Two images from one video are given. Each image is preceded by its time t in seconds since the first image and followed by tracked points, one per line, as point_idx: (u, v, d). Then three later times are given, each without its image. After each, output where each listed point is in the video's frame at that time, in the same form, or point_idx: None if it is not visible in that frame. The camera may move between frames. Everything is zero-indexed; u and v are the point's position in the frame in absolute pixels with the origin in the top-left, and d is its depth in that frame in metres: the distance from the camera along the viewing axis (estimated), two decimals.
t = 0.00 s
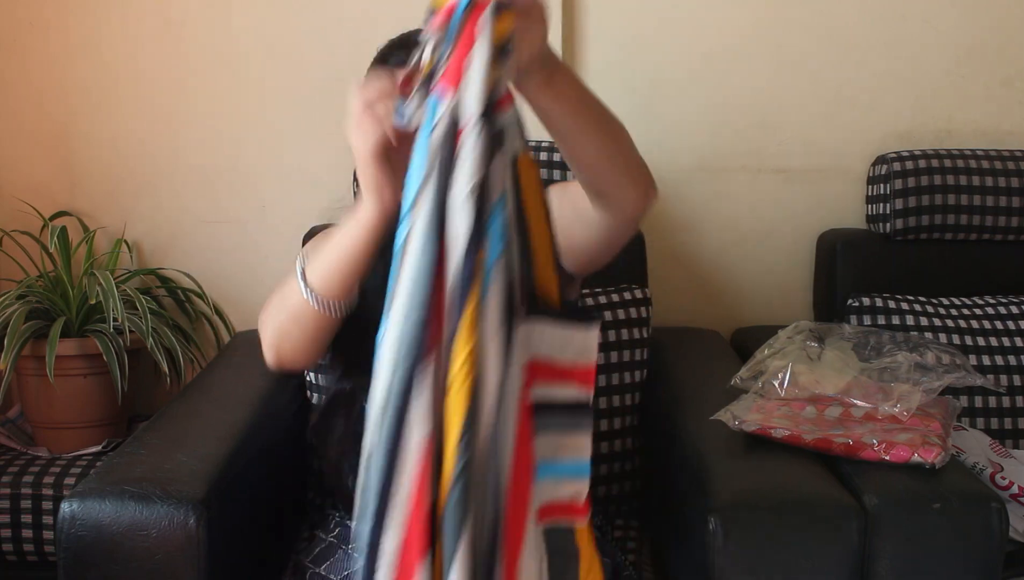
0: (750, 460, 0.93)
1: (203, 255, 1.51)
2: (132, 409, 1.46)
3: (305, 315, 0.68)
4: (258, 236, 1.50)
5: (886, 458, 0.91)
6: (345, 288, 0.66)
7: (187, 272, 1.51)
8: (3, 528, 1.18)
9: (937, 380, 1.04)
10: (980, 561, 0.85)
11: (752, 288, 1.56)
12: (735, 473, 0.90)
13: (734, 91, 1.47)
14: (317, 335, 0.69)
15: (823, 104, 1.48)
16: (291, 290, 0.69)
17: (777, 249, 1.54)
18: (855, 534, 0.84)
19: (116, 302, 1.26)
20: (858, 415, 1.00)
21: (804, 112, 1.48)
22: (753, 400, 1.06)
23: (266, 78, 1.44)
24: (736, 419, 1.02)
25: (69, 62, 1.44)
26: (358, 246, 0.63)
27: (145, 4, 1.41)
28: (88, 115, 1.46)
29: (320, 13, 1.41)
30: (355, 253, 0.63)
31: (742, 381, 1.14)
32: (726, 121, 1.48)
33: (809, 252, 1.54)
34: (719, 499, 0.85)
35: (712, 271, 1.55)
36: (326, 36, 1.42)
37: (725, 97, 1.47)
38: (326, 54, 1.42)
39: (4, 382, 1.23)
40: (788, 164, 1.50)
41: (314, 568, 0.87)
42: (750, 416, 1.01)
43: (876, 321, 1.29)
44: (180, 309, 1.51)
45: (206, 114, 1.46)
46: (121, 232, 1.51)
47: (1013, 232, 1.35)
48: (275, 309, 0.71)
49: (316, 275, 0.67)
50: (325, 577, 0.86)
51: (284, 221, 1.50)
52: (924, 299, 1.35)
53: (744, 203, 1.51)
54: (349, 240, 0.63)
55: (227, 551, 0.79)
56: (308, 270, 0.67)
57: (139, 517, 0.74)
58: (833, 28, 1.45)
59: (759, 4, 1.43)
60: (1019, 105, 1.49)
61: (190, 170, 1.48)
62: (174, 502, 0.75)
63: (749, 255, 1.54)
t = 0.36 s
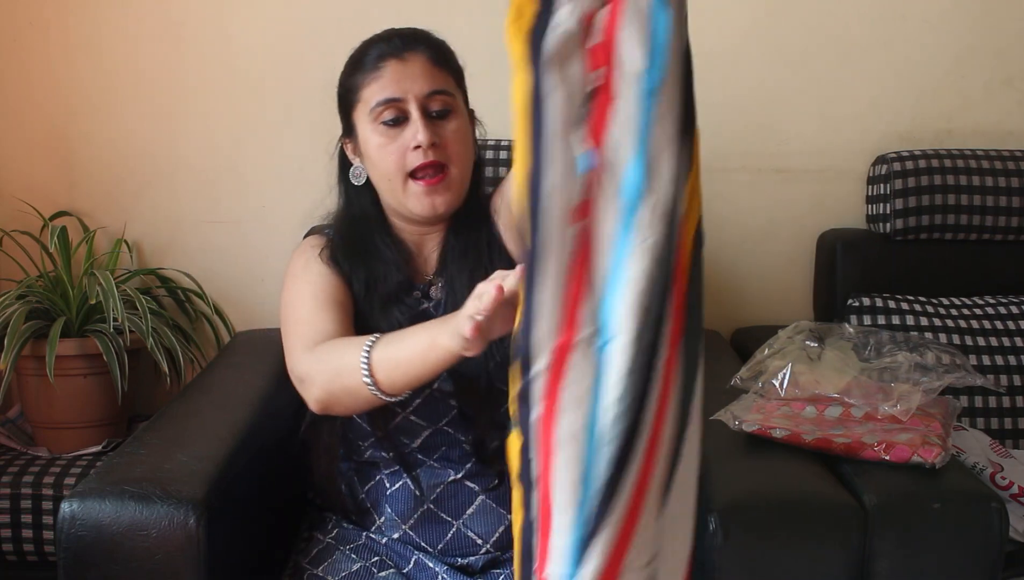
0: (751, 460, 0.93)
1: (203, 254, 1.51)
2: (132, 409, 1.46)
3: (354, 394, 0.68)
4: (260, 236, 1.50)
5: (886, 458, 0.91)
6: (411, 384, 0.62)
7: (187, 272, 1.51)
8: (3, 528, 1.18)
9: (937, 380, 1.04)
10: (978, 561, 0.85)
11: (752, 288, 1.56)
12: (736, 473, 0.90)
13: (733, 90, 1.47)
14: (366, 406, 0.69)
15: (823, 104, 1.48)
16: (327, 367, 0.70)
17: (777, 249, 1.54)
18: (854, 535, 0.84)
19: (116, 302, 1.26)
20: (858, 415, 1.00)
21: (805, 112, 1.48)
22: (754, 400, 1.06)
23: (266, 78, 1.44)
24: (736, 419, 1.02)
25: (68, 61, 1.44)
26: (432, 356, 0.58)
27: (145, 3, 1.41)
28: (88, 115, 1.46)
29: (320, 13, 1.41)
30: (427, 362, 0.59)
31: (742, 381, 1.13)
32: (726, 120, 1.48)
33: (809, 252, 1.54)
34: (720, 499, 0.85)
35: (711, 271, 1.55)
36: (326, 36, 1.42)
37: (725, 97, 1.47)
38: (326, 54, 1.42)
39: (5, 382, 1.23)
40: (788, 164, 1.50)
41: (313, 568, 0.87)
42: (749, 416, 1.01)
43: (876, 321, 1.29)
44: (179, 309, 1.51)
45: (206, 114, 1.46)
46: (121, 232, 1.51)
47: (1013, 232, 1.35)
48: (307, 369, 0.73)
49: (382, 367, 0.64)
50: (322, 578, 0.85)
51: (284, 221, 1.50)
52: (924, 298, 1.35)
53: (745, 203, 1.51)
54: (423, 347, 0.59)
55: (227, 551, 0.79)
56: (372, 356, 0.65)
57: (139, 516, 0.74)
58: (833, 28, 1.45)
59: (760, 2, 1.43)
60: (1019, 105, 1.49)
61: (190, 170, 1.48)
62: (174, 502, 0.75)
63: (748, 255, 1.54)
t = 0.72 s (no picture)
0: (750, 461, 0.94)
1: (203, 254, 1.51)
2: (132, 409, 1.46)
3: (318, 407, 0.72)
4: (261, 235, 1.50)
5: (885, 458, 0.91)
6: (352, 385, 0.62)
7: (187, 272, 1.51)
8: (3, 529, 1.18)
9: (937, 380, 1.04)
10: (978, 561, 0.85)
11: (751, 288, 1.56)
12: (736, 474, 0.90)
13: (733, 91, 1.47)
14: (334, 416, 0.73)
15: (823, 104, 1.48)
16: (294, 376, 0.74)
17: (777, 249, 1.54)
18: (854, 535, 0.85)
19: (115, 302, 1.26)
20: (858, 415, 0.99)
21: (805, 112, 1.48)
22: (753, 400, 1.08)
23: (266, 79, 1.44)
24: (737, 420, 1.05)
25: (68, 61, 1.44)
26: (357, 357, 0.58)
27: (145, 3, 1.41)
28: (88, 115, 1.46)
29: (320, 14, 1.41)
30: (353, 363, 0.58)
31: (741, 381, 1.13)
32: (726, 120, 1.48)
33: (809, 252, 1.54)
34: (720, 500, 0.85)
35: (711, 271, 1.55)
36: (326, 36, 1.42)
37: (725, 97, 1.47)
38: (326, 54, 1.42)
39: (4, 382, 1.23)
40: (788, 164, 1.50)
41: (314, 569, 0.87)
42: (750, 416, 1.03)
43: (876, 321, 1.29)
44: (180, 309, 1.51)
45: (206, 114, 1.46)
46: (121, 232, 1.51)
47: (1013, 232, 1.35)
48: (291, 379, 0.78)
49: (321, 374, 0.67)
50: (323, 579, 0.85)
51: (284, 221, 1.50)
52: (923, 299, 1.35)
53: (744, 203, 1.51)
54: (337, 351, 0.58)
55: (227, 551, 0.79)
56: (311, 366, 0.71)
57: (139, 516, 0.74)
58: (833, 28, 1.45)
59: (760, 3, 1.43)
60: (1019, 105, 1.49)
61: (190, 170, 1.48)
62: (174, 502, 0.75)
63: (748, 255, 1.54)
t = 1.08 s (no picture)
0: (751, 461, 0.94)
1: (203, 254, 1.51)
2: (132, 409, 1.46)
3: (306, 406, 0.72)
4: (260, 236, 1.50)
5: (886, 458, 0.91)
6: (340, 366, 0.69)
7: (187, 272, 1.51)
8: (3, 528, 1.18)
9: (937, 380, 1.04)
10: (978, 561, 0.85)
11: (751, 288, 1.56)
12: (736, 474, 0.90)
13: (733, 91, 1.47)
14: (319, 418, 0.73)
15: (823, 104, 1.48)
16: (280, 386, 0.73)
17: (777, 249, 1.54)
18: (854, 535, 0.85)
19: (115, 302, 1.26)
20: (858, 415, 1.00)
21: (805, 112, 1.48)
22: (753, 399, 1.07)
23: (266, 79, 1.44)
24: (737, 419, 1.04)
25: (68, 61, 1.44)
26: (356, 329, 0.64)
27: (145, 4, 1.41)
28: (87, 116, 1.47)
29: (320, 14, 1.41)
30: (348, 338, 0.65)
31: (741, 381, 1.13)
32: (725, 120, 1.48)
33: (809, 251, 1.54)
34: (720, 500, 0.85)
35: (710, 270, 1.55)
36: (326, 35, 1.42)
37: (725, 98, 1.47)
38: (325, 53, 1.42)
39: (5, 382, 1.23)
40: (788, 164, 1.50)
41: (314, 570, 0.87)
42: (750, 416, 1.03)
43: (876, 321, 1.29)
44: (180, 309, 1.51)
45: (206, 114, 1.46)
46: (121, 232, 1.51)
47: (1013, 232, 1.35)
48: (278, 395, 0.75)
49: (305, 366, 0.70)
50: None
51: (284, 221, 1.50)
52: (923, 299, 1.35)
53: (744, 203, 1.51)
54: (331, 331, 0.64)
55: (227, 552, 0.79)
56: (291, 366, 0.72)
57: (139, 517, 0.74)
58: (833, 28, 1.45)
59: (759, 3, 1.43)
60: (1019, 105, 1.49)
61: (190, 170, 1.48)
62: (174, 502, 0.75)
63: (748, 255, 1.54)
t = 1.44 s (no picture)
0: (751, 460, 0.94)
1: (203, 255, 1.51)
2: (132, 409, 1.46)
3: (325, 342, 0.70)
4: (260, 235, 1.50)
5: (885, 458, 0.91)
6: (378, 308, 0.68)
7: (187, 272, 1.51)
8: (3, 529, 1.18)
9: (937, 380, 1.04)
10: (978, 561, 0.85)
11: (751, 288, 1.56)
12: (736, 474, 0.90)
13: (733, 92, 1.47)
14: (327, 354, 0.70)
15: (823, 104, 1.48)
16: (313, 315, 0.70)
17: (777, 249, 1.54)
18: (855, 535, 0.85)
19: (115, 302, 1.26)
20: (858, 415, 1.00)
21: (805, 113, 1.48)
22: (754, 399, 1.07)
23: (267, 79, 1.44)
24: (736, 419, 1.02)
25: (68, 61, 1.44)
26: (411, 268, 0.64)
27: (145, 3, 1.41)
28: (87, 115, 1.47)
29: (320, 13, 1.41)
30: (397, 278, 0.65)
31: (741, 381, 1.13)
32: (726, 120, 1.48)
33: (809, 251, 1.54)
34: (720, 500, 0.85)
35: (710, 270, 1.55)
36: (326, 35, 1.42)
37: (724, 98, 1.47)
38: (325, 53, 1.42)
39: (5, 382, 1.23)
40: (788, 164, 1.50)
41: (314, 569, 0.87)
42: (750, 416, 1.02)
43: (876, 321, 1.30)
44: (180, 309, 1.51)
45: (206, 113, 1.46)
46: (121, 232, 1.51)
47: (1013, 232, 1.35)
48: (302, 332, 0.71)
49: (345, 300, 0.68)
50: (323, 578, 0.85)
51: (284, 221, 1.50)
52: (924, 299, 1.35)
53: (744, 202, 1.51)
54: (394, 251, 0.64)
55: (227, 552, 0.79)
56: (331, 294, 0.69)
57: (139, 517, 0.74)
58: (834, 28, 1.45)
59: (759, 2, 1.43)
60: (1019, 105, 1.49)
61: (190, 170, 1.48)
62: (174, 502, 0.75)
63: (747, 254, 1.54)
